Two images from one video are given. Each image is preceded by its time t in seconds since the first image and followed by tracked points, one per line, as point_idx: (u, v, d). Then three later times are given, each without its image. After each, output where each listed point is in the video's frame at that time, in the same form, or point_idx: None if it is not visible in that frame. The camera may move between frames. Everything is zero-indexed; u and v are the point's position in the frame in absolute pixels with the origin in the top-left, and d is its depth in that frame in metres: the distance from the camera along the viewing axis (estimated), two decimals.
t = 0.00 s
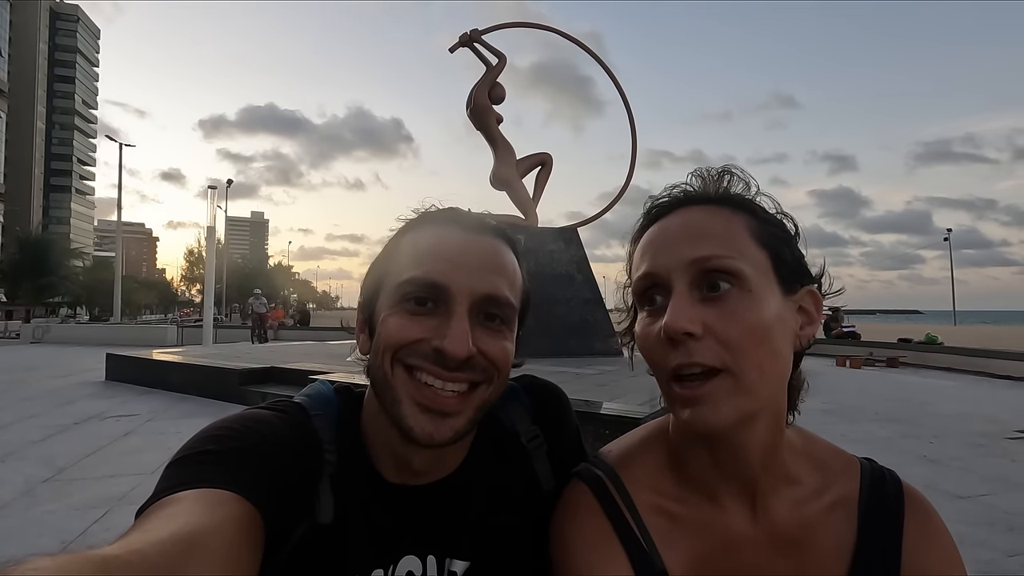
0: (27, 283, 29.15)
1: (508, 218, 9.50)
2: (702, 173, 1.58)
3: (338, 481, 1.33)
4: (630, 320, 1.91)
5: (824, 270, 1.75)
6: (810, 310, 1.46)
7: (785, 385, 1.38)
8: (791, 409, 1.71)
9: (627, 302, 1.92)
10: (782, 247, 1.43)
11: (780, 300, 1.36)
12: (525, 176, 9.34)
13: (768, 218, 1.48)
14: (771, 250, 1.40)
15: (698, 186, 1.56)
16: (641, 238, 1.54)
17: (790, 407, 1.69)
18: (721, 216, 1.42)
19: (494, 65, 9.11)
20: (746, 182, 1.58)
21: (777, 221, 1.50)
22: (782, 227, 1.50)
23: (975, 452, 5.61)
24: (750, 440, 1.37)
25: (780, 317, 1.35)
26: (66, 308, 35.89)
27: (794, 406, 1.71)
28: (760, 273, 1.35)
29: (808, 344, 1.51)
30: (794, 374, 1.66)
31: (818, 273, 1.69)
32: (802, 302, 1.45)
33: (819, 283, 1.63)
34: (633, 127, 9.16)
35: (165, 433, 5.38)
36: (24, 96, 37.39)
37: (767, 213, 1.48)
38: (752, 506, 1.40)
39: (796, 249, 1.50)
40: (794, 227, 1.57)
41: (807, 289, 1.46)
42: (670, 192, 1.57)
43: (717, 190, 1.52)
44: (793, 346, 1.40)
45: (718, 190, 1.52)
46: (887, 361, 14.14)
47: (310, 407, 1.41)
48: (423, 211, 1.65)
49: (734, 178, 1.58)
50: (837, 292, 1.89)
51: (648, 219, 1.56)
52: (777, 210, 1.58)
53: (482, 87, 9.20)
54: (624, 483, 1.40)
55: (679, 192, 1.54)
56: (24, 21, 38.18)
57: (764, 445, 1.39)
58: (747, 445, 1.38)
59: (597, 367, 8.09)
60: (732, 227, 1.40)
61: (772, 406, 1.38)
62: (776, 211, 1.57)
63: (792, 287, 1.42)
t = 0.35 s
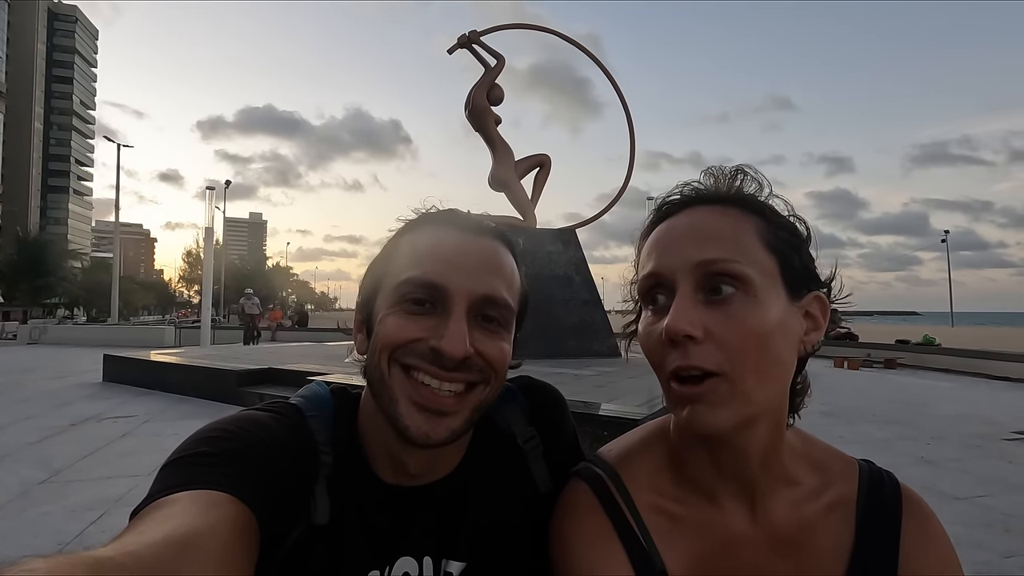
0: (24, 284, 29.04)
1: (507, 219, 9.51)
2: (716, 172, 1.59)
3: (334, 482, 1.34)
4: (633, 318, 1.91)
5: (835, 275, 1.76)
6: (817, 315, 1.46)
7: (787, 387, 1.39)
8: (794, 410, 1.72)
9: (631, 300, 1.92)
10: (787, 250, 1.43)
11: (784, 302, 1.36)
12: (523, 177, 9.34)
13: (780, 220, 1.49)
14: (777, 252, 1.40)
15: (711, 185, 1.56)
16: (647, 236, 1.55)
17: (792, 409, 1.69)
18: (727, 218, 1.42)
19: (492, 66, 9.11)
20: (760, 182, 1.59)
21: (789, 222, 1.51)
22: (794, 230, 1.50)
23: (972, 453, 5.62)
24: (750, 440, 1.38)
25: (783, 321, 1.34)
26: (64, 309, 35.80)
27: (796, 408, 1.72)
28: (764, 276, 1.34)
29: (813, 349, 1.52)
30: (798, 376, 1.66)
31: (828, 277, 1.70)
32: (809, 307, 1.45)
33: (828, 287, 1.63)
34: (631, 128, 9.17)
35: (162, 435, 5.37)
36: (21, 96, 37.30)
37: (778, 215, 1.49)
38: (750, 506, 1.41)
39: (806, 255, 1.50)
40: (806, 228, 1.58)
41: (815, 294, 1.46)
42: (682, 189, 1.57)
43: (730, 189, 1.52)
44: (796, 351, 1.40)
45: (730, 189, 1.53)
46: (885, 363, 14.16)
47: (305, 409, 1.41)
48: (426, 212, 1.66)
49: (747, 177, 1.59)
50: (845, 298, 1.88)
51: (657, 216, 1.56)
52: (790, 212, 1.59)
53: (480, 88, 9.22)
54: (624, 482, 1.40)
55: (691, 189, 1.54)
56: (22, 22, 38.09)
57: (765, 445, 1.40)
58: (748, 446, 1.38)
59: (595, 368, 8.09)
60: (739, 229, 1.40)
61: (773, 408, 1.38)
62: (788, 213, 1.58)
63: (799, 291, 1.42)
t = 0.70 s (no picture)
0: (21, 284, 28.94)
1: (505, 220, 9.52)
2: (718, 172, 1.60)
3: (333, 481, 1.34)
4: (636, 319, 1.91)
5: (840, 277, 1.76)
6: (820, 318, 1.47)
7: (787, 390, 1.39)
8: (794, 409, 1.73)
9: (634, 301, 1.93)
10: (788, 252, 1.43)
11: (783, 305, 1.37)
12: (522, 178, 9.35)
13: (782, 220, 1.49)
14: (777, 255, 1.40)
15: (713, 184, 1.57)
16: (648, 238, 1.55)
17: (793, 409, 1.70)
18: (728, 222, 1.42)
19: (491, 67, 9.13)
20: (763, 182, 1.60)
21: (794, 222, 1.52)
22: (797, 233, 1.50)
23: (969, 455, 5.64)
24: (750, 442, 1.38)
25: (784, 326, 1.35)
26: (62, 310, 35.71)
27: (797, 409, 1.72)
28: (763, 282, 1.35)
29: (815, 352, 1.53)
30: (799, 377, 1.67)
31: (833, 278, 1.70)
32: (811, 309, 1.45)
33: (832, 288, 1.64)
34: (630, 129, 9.18)
35: (159, 436, 5.37)
36: (19, 97, 37.22)
37: (780, 218, 1.49)
38: (749, 506, 1.41)
39: (810, 258, 1.50)
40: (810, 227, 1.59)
41: (820, 298, 1.47)
42: (683, 189, 1.58)
43: (732, 190, 1.53)
44: (796, 355, 1.41)
45: (734, 188, 1.54)
46: (882, 364, 14.19)
47: (304, 409, 1.41)
48: (425, 213, 1.66)
49: (749, 177, 1.60)
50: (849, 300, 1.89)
51: (658, 217, 1.57)
52: (794, 211, 1.60)
53: (479, 90, 9.23)
54: (624, 481, 1.41)
55: (692, 188, 1.55)
56: (20, 23, 38.02)
57: (764, 446, 1.41)
58: (747, 447, 1.39)
59: (593, 369, 8.10)
60: (742, 234, 1.40)
61: (773, 410, 1.39)
62: (792, 212, 1.59)
63: (800, 294, 1.42)
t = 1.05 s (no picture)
0: (17, 285, 28.80)
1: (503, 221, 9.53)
2: (722, 173, 1.63)
3: (333, 480, 1.35)
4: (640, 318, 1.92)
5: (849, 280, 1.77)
6: (824, 323, 1.47)
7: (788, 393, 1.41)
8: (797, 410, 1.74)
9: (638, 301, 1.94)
10: (791, 258, 1.43)
11: (783, 312, 1.38)
12: (520, 179, 9.37)
13: (785, 224, 1.49)
14: (780, 261, 1.41)
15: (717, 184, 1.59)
16: (651, 240, 1.56)
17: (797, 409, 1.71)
18: (727, 227, 1.42)
19: (489, 69, 9.14)
20: (767, 181, 1.63)
21: (799, 224, 1.53)
22: (801, 235, 1.51)
23: (966, 455, 5.66)
24: (753, 444, 1.40)
25: (784, 332, 1.37)
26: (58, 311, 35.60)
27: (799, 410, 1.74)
28: (761, 290, 1.35)
29: (818, 354, 1.54)
30: (803, 378, 1.68)
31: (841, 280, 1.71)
32: (815, 314, 1.46)
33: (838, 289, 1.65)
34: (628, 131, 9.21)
35: (156, 437, 5.36)
36: (16, 97, 37.10)
37: (783, 218, 1.50)
38: (750, 505, 1.43)
39: (812, 259, 1.50)
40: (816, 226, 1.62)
41: (823, 302, 1.47)
42: (687, 189, 1.59)
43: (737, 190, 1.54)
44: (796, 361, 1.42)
45: (740, 188, 1.55)
46: (879, 365, 14.24)
47: (304, 409, 1.42)
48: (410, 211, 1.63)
49: (754, 177, 1.63)
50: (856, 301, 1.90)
51: (661, 217, 1.58)
52: (799, 211, 1.62)
53: (478, 91, 9.25)
54: (626, 479, 1.42)
55: (696, 188, 1.56)
56: (18, 22, 37.91)
57: (766, 447, 1.42)
58: (749, 448, 1.40)
59: (591, 370, 8.11)
60: (741, 241, 1.40)
61: (775, 413, 1.40)
62: (798, 211, 1.61)
63: (803, 299, 1.43)
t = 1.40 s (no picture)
0: (14, 286, 28.68)
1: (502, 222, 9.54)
2: (731, 174, 1.63)
3: (331, 483, 1.35)
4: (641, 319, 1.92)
5: (851, 285, 1.77)
6: (828, 327, 1.48)
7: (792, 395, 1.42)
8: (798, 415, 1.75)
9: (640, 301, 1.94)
10: (797, 260, 1.44)
11: (789, 314, 1.38)
12: (518, 180, 9.38)
13: (794, 227, 1.51)
14: (789, 263, 1.41)
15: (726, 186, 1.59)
16: (657, 239, 1.56)
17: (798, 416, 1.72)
18: (737, 227, 1.43)
19: (488, 70, 9.15)
20: (777, 184, 1.63)
21: (807, 229, 1.54)
22: (807, 238, 1.52)
23: (963, 456, 5.67)
24: (755, 445, 1.40)
25: (791, 332, 1.37)
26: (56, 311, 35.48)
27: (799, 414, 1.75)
28: (769, 289, 1.36)
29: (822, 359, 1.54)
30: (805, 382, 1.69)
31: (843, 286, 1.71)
32: (820, 319, 1.46)
33: (841, 295, 1.66)
34: (626, 131, 9.22)
35: (153, 438, 5.36)
36: (14, 96, 36.98)
37: (790, 219, 1.52)
38: (750, 507, 1.44)
39: (818, 262, 1.52)
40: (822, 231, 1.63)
41: (827, 306, 1.47)
42: (694, 189, 1.59)
43: (745, 192, 1.55)
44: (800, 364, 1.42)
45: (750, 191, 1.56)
46: (877, 366, 14.27)
47: (301, 412, 1.43)
48: (391, 214, 1.60)
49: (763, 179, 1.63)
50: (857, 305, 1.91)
51: (667, 217, 1.58)
52: (805, 215, 1.63)
53: (476, 92, 9.25)
54: (627, 481, 1.42)
55: (703, 190, 1.57)
56: (15, 22, 37.80)
57: (767, 449, 1.42)
58: (750, 450, 1.40)
59: (590, 371, 8.13)
60: (750, 240, 1.41)
61: (779, 414, 1.40)
62: (805, 215, 1.62)
63: (809, 302, 1.43)
